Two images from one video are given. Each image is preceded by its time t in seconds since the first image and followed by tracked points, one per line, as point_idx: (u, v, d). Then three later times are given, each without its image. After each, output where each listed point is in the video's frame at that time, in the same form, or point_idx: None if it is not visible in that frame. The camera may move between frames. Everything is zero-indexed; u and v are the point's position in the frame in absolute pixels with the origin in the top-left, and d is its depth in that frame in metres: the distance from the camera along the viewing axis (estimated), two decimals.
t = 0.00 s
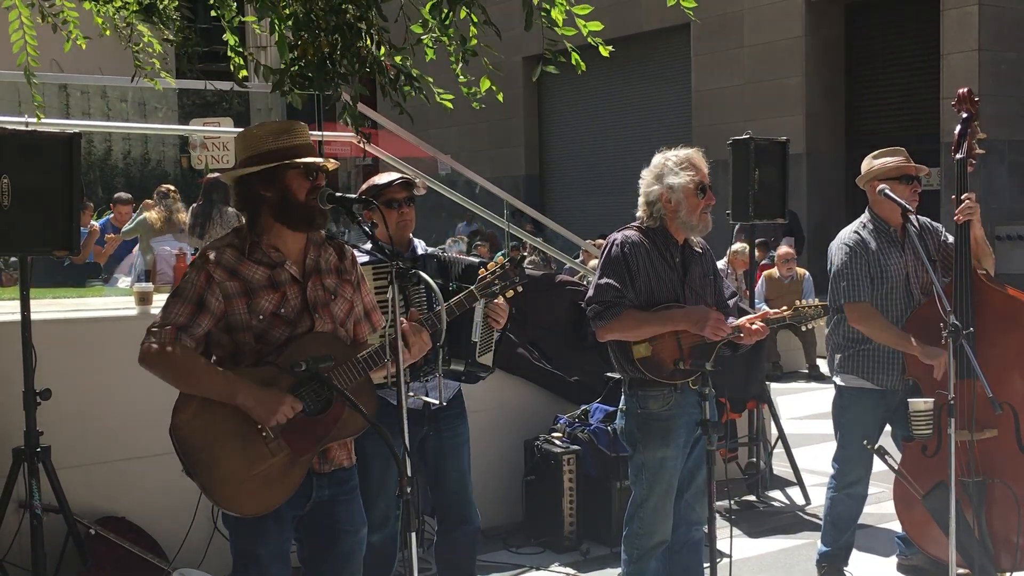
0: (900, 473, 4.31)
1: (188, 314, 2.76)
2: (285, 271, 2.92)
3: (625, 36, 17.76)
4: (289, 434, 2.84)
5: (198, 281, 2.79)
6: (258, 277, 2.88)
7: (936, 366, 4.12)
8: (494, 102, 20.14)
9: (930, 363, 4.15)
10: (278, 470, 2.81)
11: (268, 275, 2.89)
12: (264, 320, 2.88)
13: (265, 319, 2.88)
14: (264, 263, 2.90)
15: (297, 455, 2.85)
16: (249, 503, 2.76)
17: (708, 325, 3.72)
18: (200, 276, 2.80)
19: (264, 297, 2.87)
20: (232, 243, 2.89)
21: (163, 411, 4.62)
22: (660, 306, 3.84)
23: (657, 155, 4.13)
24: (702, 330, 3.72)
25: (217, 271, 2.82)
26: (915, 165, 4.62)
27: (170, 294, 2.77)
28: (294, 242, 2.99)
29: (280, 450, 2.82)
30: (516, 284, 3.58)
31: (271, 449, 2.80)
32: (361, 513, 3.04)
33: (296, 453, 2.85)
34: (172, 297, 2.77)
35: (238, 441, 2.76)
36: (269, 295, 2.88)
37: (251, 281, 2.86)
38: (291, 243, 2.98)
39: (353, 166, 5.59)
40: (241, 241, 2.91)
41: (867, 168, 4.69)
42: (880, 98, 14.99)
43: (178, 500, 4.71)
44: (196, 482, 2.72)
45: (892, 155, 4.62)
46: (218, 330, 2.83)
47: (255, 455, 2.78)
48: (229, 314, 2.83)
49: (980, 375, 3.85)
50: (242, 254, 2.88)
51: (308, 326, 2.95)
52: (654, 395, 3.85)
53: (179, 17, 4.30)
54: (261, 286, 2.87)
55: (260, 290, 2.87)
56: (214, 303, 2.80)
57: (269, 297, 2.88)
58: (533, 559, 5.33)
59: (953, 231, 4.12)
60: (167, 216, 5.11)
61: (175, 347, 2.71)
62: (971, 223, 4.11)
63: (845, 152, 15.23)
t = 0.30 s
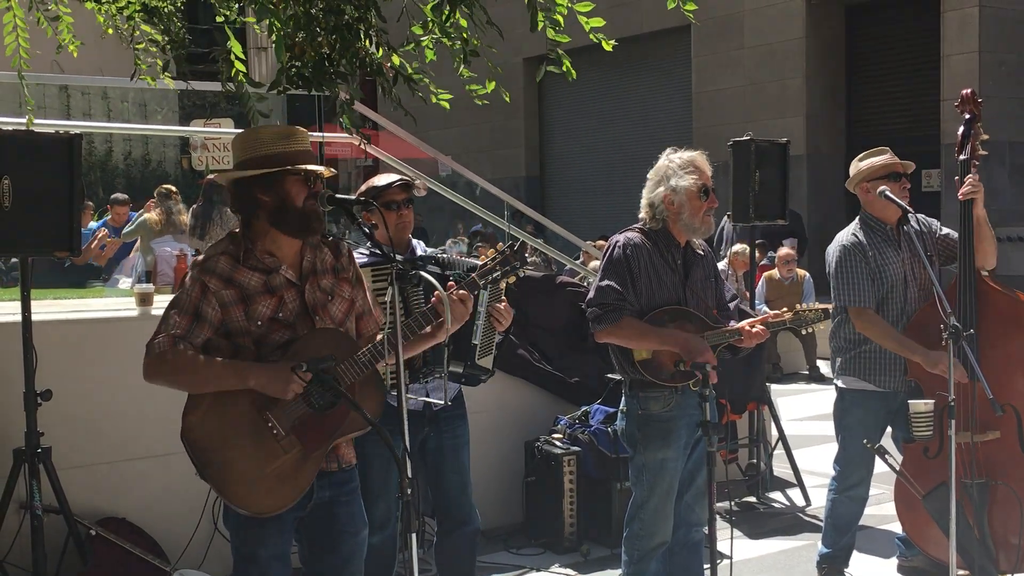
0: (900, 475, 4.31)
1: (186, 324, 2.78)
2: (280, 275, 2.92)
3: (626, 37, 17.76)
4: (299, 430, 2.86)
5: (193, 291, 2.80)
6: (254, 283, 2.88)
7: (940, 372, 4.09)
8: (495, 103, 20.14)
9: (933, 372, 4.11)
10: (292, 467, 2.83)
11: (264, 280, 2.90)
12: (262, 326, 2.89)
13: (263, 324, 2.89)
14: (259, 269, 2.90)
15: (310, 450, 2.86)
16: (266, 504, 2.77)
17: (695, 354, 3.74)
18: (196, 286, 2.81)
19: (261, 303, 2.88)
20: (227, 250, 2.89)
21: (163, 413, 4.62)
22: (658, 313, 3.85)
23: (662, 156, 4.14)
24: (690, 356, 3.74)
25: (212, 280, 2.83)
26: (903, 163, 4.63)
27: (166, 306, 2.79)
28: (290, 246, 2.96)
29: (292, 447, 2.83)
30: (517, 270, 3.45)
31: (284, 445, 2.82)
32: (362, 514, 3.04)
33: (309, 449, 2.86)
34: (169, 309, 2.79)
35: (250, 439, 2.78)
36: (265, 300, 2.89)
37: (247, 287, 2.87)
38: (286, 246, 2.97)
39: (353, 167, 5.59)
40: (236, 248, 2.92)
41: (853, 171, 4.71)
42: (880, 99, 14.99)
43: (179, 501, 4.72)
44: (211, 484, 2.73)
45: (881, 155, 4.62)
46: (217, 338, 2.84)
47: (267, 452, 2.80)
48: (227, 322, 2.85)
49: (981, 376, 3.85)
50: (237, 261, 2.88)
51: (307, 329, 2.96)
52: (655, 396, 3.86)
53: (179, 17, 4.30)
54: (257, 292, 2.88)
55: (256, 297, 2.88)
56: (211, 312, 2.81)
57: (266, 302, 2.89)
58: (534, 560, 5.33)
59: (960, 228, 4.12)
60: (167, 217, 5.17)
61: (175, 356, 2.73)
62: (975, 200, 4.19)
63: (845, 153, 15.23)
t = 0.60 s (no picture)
0: (900, 476, 4.31)
1: (191, 315, 2.76)
2: (287, 271, 2.92)
3: (626, 38, 17.76)
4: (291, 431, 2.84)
5: (201, 281, 2.80)
6: (262, 277, 2.88)
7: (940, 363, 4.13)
8: (496, 103, 20.14)
9: (932, 364, 4.15)
10: (282, 468, 2.80)
11: (271, 275, 2.90)
12: (266, 321, 2.88)
13: (268, 320, 2.88)
14: (266, 264, 2.90)
15: (300, 452, 2.83)
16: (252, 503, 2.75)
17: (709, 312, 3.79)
18: (203, 276, 2.80)
19: (267, 298, 2.88)
20: (236, 244, 2.89)
21: (164, 413, 4.63)
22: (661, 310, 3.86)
23: (663, 156, 4.13)
24: (705, 319, 3.77)
25: (220, 272, 2.83)
26: (903, 164, 4.62)
27: (173, 294, 2.78)
28: (298, 242, 2.99)
29: (282, 448, 2.81)
30: (517, 279, 3.49)
31: (274, 446, 2.80)
32: (363, 514, 3.04)
33: (300, 450, 2.83)
34: (175, 298, 2.78)
35: (241, 438, 2.76)
36: (271, 296, 2.88)
37: (254, 281, 2.87)
38: (293, 243, 2.98)
39: (354, 167, 5.59)
40: (244, 242, 2.92)
41: (855, 171, 4.71)
42: (880, 100, 14.99)
43: (180, 501, 4.72)
44: (199, 481, 2.72)
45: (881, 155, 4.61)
46: (221, 331, 2.82)
47: (257, 451, 2.78)
48: (232, 315, 2.83)
49: (981, 377, 3.84)
50: (245, 255, 2.88)
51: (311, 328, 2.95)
52: (655, 395, 3.86)
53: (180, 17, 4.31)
54: (264, 287, 2.88)
55: (263, 291, 2.87)
56: (217, 304, 2.80)
57: (272, 298, 2.89)
58: (534, 561, 5.33)
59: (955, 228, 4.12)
60: (167, 216, 5.14)
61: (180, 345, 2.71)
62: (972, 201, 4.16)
63: (846, 153, 15.23)
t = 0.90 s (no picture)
0: (897, 476, 4.31)
1: (194, 314, 2.77)
2: (289, 271, 2.92)
3: (626, 37, 17.76)
4: (293, 426, 2.85)
5: (203, 283, 2.80)
6: (264, 277, 2.88)
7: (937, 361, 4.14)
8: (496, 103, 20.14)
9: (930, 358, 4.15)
10: (284, 464, 2.81)
11: (273, 275, 2.90)
12: (269, 321, 2.88)
13: (271, 320, 2.88)
14: (268, 264, 2.90)
15: (301, 450, 2.84)
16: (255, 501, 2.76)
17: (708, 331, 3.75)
18: (205, 278, 2.80)
19: (270, 298, 2.88)
20: (237, 246, 2.90)
21: (165, 412, 4.63)
22: (661, 308, 3.85)
23: (663, 156, 4.13)
24: (702, 334, 3.75)
25: (222, 273, 2.83)
26: (898, 167, 4.62)
27: (175, 296, 2.78)
28: (297, 242, 2.99)
29: (284, 444, 2.82)
30: (518, 286, 3.43)
31: (276, 442, 2.81)
32: (365, 514, 3.04)
33: (301, 447, 2.85)
34: (177, 299, 2.78)
35: (242, 435, 2.77)
36: (274, 296, 2.89)
37: (257, 282, 2.87)
38: (295, 244, 2.98)
39: (354, 167, 5.59)
40: (246, 243, 2.92)
41: (849, 174, 4.68)
42: (880, 99, 14.99)
43: (180, 500, 4.72)
44: (200, 478, 2.74)
45: (874, 159, 4.61)
46: (224, 331, 2.83)
47: (259, 448, 2.79)
48: (234, 316, 2.84)
49: (980, 374, 3.84)
50: (247, 256, 2.88)
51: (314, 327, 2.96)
52: (655, 395, 3.86)
53: (180, 16, 4.31)
54: (266, 287, 2.88)
55: (265, 291, 2.87)
56: (219, 305, 2.80)
57: (275, 298, 2.89)
58: (535, 560, 5.33)
59: (946, 228, 4.14)
60: (167, 215, 5.15)
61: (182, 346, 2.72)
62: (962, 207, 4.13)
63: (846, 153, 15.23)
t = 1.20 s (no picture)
0: (893, 478, 4.30)
1: (191, 306, 2.77)
2: (291, 271, 2.92)
3: (625, 37, 17.75)
4: (281, 423, 2.85)
5: (203, 275, 2.80)
6: (265, 274, 2.88)
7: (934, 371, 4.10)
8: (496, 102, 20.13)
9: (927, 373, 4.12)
10: (269, 458, 2.82)
11: (275, 273, 2.90)
12: (267, 319, 2.87)
13: (270, 318, 2.88)
14: (270, 262, 2.90)
15: (288, 445, 2.84)
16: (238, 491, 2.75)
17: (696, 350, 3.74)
18: (205, 271, 2.81)
19: (269, 295, 2.88)
20: (242, 242, 2.90)
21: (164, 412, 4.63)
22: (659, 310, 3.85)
23: (663, 156, 4.12)
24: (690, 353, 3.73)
25: (223, 267, 2.83)
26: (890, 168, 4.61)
27: (174, 287, 2.79)
28: (304, 244, 2.98)
29: (271, 438, 2.83)
30: (522, 301, 3.44)
31: (263, 437, 2.82)
32: (362, 515, 3.04)
33: (288, 443, 2.84)
34: (176, 290, 2.78)
35: (231, 425, 2.78)
36: (274, 294, 2.88)
37: (257, 278, 2.87)
38: (301, 246, 2.97)
39: (353, 166, 5.59)
40: (250, 241, 2.92)
41: (839, 175, 4.69)
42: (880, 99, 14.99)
43: (179, 500, 4.72)
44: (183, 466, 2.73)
45: (866, 159, 4.58)
46: (222, 326, 2.82)
47: (245, 440, 2.79)
48: (232, 310, 2.84)
49: (979, 371, 3.90)
50: (250, 252, 2.89)
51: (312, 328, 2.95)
52: (654, 395, 3.85)
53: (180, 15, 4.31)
54: (266, 284, 2.88)
55: (265, 289, 2.87)
56: (218, 298, 2.81)
57: (274, 296, 2.88)
58: (534, 560, 5.33)
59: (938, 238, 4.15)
60: (167, 215, 5.12)
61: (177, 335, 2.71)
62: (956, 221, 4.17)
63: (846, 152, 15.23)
